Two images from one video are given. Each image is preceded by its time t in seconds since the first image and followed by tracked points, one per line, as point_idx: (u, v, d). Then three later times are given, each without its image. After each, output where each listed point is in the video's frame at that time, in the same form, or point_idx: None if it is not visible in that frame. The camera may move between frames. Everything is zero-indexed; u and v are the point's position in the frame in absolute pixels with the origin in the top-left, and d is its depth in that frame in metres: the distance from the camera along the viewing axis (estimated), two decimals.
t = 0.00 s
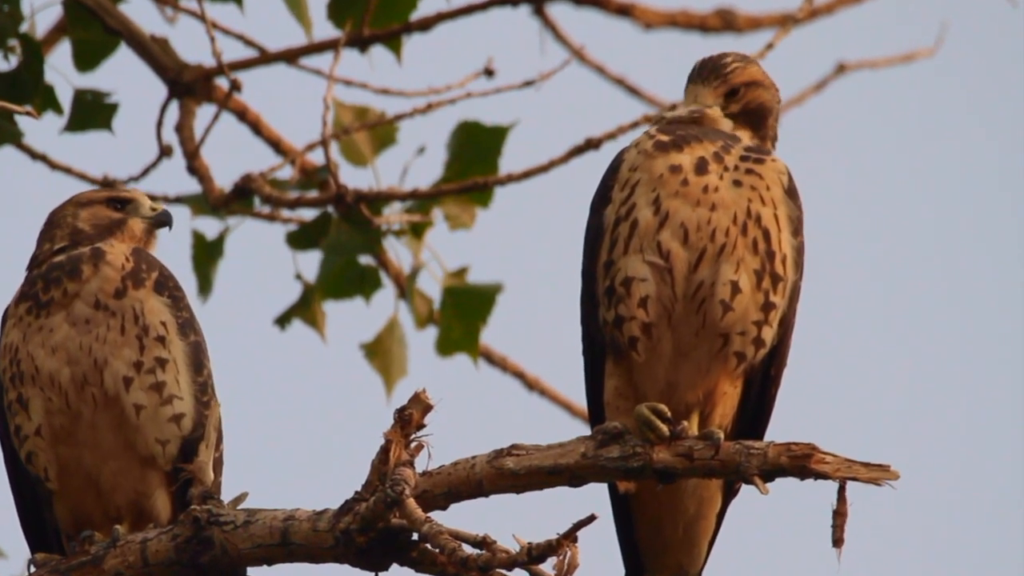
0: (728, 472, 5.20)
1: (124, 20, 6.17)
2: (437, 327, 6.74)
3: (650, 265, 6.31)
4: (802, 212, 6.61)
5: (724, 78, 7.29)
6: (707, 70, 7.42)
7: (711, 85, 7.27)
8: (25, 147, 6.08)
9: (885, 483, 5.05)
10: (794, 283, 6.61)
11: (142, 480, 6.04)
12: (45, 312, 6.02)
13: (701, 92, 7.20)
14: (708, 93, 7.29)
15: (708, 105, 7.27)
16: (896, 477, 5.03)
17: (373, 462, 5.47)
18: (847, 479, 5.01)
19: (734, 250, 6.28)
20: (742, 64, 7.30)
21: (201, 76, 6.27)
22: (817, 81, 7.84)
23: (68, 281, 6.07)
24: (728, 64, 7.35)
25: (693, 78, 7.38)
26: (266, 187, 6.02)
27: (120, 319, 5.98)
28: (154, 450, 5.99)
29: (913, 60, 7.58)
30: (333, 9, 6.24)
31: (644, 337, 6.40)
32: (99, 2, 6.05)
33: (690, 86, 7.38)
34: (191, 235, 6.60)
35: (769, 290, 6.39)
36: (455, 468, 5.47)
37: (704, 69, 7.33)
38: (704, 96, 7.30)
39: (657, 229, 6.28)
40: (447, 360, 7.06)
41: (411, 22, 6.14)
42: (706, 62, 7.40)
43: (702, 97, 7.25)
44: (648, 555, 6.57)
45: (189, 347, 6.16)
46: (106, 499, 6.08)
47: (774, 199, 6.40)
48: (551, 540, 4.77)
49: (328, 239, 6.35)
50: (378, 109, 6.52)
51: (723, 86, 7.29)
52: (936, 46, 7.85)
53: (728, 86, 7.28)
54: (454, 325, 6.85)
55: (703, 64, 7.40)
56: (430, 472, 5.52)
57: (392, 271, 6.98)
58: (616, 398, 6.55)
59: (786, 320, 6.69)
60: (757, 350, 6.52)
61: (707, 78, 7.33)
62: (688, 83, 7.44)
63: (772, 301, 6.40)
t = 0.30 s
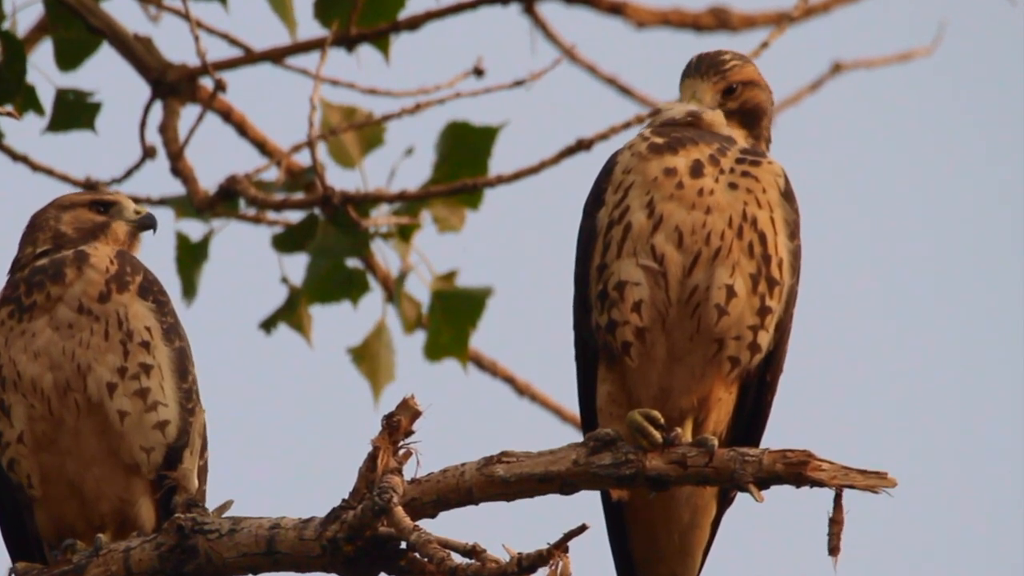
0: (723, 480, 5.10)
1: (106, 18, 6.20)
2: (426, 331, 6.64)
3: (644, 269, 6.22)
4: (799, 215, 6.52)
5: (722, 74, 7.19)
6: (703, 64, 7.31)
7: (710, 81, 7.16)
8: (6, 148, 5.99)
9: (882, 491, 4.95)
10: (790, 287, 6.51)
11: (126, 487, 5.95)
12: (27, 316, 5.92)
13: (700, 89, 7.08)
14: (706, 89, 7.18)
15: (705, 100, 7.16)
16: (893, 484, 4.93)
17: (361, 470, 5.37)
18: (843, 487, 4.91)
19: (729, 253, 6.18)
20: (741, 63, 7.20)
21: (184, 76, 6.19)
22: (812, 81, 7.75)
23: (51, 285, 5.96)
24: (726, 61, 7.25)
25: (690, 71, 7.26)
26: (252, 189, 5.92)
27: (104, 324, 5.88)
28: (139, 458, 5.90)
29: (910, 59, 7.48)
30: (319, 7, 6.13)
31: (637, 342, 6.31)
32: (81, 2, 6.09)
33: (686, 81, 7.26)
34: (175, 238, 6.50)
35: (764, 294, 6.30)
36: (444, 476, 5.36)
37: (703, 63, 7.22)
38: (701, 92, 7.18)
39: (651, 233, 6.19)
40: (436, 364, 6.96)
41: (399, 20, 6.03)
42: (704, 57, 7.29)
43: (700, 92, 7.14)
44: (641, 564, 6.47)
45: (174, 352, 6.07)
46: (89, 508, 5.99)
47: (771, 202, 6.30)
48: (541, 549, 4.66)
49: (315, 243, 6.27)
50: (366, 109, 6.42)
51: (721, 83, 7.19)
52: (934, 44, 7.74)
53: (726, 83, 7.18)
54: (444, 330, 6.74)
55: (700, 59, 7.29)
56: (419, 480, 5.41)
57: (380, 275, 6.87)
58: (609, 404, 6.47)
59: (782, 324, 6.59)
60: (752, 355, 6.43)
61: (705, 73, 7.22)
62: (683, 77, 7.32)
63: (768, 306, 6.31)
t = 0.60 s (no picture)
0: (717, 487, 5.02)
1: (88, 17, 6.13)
2: (413, 336, 6.54)
3: (637, 272, 6.16)
4: (796, 219, 6.44)
5: (712, 76, 7.09)
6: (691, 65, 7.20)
7: (700, 84, 7.05)
8: None
9: (879, 498, 4.86)
10: (786, 292, 6.44)
11: (108, 495, 5.87)
12: (9, 320, 5.83)
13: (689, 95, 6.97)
14: (696, 92, 7.06)
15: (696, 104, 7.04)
16: (890, 491, 4.85)
17: (348, 477, 5.28)
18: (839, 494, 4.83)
19: (724, 257, 6.13)
20: (730, 63, 7.10)
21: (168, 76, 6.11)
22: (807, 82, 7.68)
23: (33, 288, 5.85)
24: (715, 62, 7.14)
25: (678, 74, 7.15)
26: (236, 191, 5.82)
27: (86, 329, 5.78)
28: (122, 465, 5.81)
29: (907, 60, 7.41)
30: (306, 6, 6.04)
31: (630, 346, 6.26)
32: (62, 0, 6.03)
33: (675, 84, 7.13)
34: (159, 241, 6.41)
35: (760, 298, 6.23)
36: (433, 484, 5.27)
37: (691, 65, 7.10)
38: (691, 95, 7.07)
39: (644, 235, 6.13)
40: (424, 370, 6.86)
41: (387, 19, 5.94)
42: (691, 58, 7.17)
43: (689, 96, 7.03)
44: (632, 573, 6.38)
45: (158, 358, 5.96)
46: (70, 516, 5.90)
47: (766, 205, 6.24)
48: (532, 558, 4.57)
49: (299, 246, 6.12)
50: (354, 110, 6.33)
51: (710, 85, 7.09)
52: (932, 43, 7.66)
53: (716, 84, 7.08)
54: (431, 335, 6.64)
55: (688, 60, 7.18)
56: (406, 487, 5.32)
57: (367, 279, 6.76)
58: (601, 410, 6.42)
59: (779, 330, 6.52)
60: (747, 361, 6.36)
61: (694, 75, 7.11)
62: (670, 80, 7.20)
63: (763, 310, 6.25)
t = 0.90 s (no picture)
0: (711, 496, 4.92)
1: (69, 14, 6.14)
2: (401, 341, 6.43)
3: (630, 276, 6.07)
4: (792, 221, 6.34)
5: (698, 76, 6.98)
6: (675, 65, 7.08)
7: (687, 87, 6.95)
8: None
9: (876, 507, 4.75)
10: (782, 296, 6.35)
11: (91, 503, 5.84)
12: None
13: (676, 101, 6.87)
14: (683, 95, 6.97)
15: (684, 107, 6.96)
16: (887, 499, 4.74)
17: (335, 485, 5.18)
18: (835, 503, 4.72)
19: (719, 261, 6.04)
20: (715, 62, 6.99)
21: (152, 76, 6.11)
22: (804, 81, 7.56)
23: (13, 293, 5.79)
24: (699, 61, 7.02)
25: (663, 77, 7.03)
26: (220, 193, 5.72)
27: (68, 335, 5.74)
28: (104, 473, 5.78)
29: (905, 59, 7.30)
30: (291, 5, 5.95)
31: (623, 352, 6.16)
32: None
33: (661, 88, 7.02)
34: (143, 244, 6.32)
35: (755, 303, 6.14)
36: (421, 492, 5.16)
37: (677, 67, 6.99)
38: (679, 98, 6.97)
39: (638, 238, 6.04)
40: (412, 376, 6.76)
41: (374, 18, 5.84)
42: (675, 59, 7.06)
43: (677, 101, 6.93)
44: None
45: (141, 364, 5.94)
46: (51, 524, 5.86)
47: (762, 207, 6.15)
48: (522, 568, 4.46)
49: (287, 249, 6.06)
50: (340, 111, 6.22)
51: (697, 86, 6.99)
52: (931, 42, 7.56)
53: (703, 84, 6.98)
54: (419, 340, 6.54)
55: (671, 61, 7.06)
56: (394, 495, 5.20)
57: (354, 283, 6.67)
58: (593, 417, 6.32)
59: (775, 334, 6.42)
60: (742, 366, 6.27)
61: (680, 77, 7.00)
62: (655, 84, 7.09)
63: (758, 315, 6.15)
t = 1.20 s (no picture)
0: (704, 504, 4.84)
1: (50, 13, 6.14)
2: (389, 347, 6.34)
3: (622, 279, 5.98)
4: (787, 225, 6.25)
5: (693, 83, 6.87)
6: (666, 68, 6.96)
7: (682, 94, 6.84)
8: None
9: (874, 517, 4.65)
10: (777, 301, 6.26)
11: (72, 512, 5.77)
12: None
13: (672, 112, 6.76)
14: (679, 102, 6.86)
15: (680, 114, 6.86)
16: (885, 507, 4.65)
17: (322, 492, 5.07)
18: (832, 512, 4.63)
19: (712, 264, 5.95)
20: (708, 66, 6.88)
21: (133, 76, 6.11)
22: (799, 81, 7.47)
23: None
24: (691, 65, 6.91)
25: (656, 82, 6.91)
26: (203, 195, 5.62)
27: (49, 340, 5.67)
28: (85, 481, 5.72)
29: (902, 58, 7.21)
30: (276, 4, 5.85)
31: (615, 357, 6.08)
32: None
33: (655, 95, 6.90)
34: (124, 248, 6.23)
35: (749, 307, 6.05)
36: (409, 500, 5.06)
37: (670, 74, 6.87)
38: (674, 105, 6.86)
39: (630, 240, 5.95)
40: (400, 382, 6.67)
41: (361, 17, 5.75)
42: (667, 63, 6.93)
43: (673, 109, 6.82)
44: None
45: (122, 370, 5.89)
46: (31, 534, 5.79)
47: (757, 210, 6.06)
48: None
49: (273, 252, 5.97)
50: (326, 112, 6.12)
51: (692, 92, 6.88)
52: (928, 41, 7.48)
53: (698, 90, 6.88)
54: (408, 345, 6.45)
55: (663, 67, 6.93)
56: (381, 503, 5.10)
57: (341, 287, 6.56)
58: (585, 423, 6.23)
59: (769, 340, 6.33)
60: (737, 372, 6.18)
61: (673, 83, 6.89)
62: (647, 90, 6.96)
63: (753, 319, 6.07)
